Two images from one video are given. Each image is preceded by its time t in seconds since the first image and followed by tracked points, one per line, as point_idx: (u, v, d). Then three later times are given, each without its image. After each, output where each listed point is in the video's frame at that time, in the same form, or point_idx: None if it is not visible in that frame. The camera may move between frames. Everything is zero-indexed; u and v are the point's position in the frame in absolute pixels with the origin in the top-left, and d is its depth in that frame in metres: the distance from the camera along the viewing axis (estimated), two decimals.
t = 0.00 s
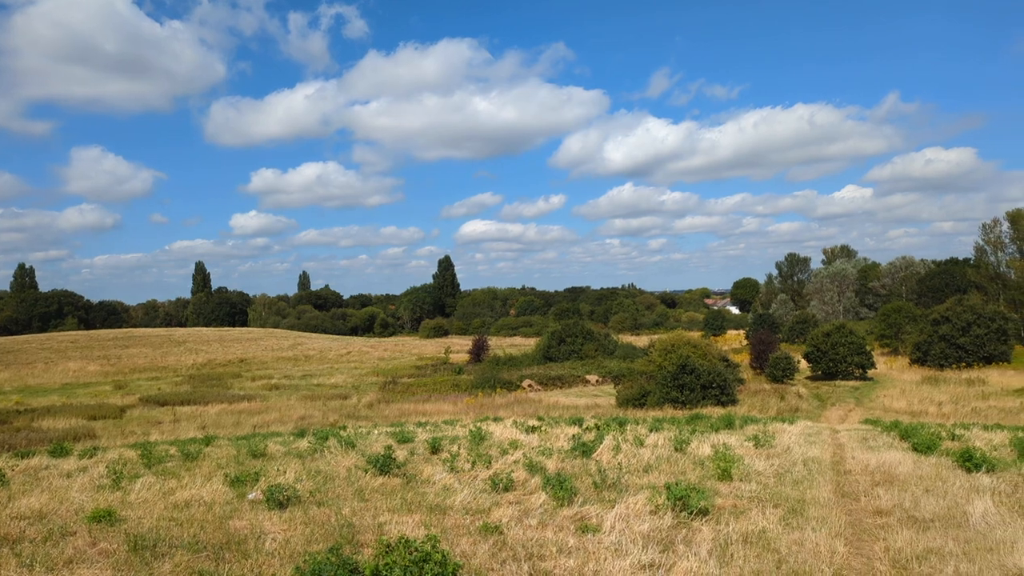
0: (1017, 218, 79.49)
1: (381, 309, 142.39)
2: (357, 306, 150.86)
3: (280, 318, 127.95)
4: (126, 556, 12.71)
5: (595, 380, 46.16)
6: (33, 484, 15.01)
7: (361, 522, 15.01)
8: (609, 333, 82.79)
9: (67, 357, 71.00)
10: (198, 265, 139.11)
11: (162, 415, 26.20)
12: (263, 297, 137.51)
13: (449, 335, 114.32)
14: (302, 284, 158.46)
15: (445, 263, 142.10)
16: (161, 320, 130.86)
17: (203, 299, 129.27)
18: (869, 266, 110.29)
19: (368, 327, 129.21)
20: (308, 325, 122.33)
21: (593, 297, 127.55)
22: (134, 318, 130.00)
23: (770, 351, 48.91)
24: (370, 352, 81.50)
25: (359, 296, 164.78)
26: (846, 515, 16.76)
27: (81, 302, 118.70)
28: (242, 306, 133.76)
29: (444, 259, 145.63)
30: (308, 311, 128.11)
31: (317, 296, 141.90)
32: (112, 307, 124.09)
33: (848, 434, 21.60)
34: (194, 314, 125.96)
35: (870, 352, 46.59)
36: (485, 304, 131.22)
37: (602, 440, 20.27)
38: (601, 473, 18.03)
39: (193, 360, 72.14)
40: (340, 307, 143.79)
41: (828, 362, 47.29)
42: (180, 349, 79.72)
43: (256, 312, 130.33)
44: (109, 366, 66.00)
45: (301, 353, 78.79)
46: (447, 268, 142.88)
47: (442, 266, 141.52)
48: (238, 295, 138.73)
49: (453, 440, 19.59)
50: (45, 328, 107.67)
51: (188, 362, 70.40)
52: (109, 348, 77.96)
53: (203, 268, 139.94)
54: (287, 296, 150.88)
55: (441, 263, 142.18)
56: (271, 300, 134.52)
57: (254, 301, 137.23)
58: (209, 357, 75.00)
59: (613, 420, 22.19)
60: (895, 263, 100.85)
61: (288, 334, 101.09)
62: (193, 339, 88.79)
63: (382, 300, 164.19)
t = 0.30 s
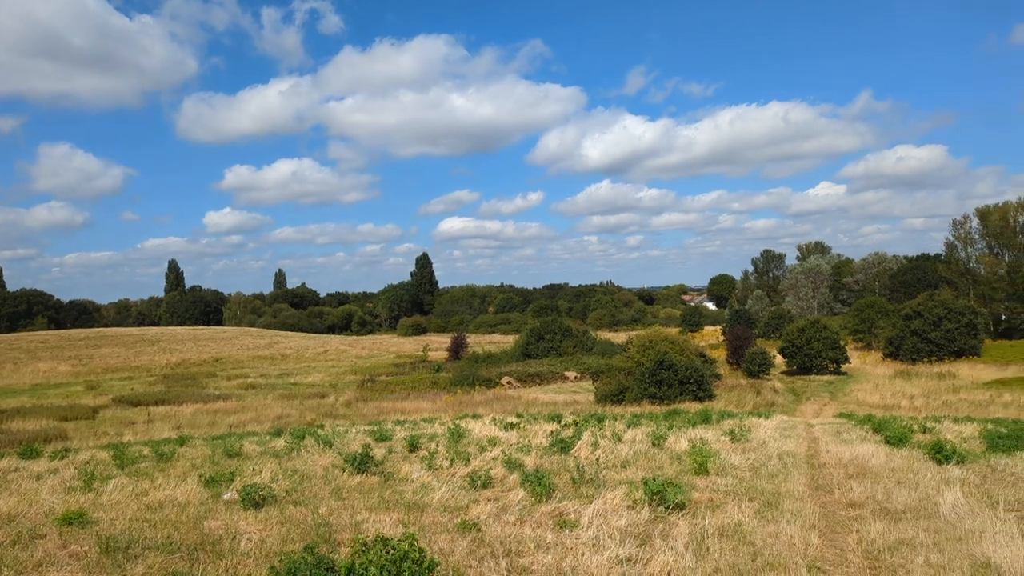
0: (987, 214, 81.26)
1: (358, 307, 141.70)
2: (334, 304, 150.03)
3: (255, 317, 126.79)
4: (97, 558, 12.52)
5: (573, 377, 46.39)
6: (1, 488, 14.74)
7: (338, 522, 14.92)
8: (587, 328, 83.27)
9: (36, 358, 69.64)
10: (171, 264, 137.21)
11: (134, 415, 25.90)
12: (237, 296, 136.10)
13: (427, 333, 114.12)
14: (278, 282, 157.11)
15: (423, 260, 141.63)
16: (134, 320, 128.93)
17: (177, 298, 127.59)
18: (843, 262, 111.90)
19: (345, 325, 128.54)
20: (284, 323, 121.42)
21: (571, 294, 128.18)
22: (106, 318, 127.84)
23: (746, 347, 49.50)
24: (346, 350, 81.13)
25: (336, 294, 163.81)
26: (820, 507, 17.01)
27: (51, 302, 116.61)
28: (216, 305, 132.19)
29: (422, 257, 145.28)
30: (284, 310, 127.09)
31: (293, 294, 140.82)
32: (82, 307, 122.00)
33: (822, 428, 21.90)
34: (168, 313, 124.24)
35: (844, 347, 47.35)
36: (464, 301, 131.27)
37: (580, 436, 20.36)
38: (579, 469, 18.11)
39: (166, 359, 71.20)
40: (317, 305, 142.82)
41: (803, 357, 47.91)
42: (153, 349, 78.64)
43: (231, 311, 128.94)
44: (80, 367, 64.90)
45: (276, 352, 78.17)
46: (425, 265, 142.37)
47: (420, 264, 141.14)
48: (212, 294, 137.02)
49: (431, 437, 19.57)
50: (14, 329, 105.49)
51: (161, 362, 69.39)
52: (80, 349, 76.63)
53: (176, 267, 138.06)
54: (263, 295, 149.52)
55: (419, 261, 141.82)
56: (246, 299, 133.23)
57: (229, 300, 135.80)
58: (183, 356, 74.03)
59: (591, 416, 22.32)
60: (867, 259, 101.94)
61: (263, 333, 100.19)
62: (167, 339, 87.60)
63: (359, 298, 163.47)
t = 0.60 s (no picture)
0: (958, 213, 82.67)
1: (336, 304, 140.85)
2: (312, 301, 149.03)
3: (231, 314, 125.51)
4: (66, 559, 12.34)
5: (552, 374, 46.52)
6: None
7: (314, 520, 14.84)
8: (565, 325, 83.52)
9: (5, 356, 68.25)
10: (145, 260, 135.22)
11: (106, 414, 25.50)
12: (213, 293, 134.62)
13: (405, 330, 113.81)
14: (254, 278, 155.62)
15: (401, 257, 141.15)
16: (106, 317, 126.86)
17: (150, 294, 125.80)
18: (818, 260, 113.12)
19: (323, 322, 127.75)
20: (261, 321, 120.34)
21: (550, 291, 128.63)
22: (77, 315, 125.60)
23: (723, 344, 49.97)
24: (324, 348, 80.67)
25: (314, 291, 162.67)
26: (794, 502, 17.22)
27: (20, 298, 114.24)
28: (190, 302, 130.53)
29: (400, 253, 144.81)
30: (261, 307, 125.96)
31: (269, 291, 139.73)
32: (53, 304, 119.69)
33: (797, 424, 22.18)
34: (141, 310, 122.50)
35: (819, 344, 47.94)
36: (442, 299, 131.16)
37: (558, 433, 20.43)
38: (557, 466, 18.17)
39: (140, 357, 70.21)
40: (294, 302, 141.84)
41: (779, 354, 48.42)
42: (126, 347, 77.50)
43: (207, 308, 127.58)
44: (50, 365, 63.72)
45: (252, 350, 77.46)
46: (403, 262, 141.87)
47: (398, 260, 140.67)
48: (187, 291, 135.25)
49: (409, 435, 19.52)
50: None
51: (134, 360, 68.38)
52: (51, 346, 75.24)
53: (150, 263, 136.12)
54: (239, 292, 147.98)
55: (397, 257, 141.30)
56: (222, 296, 131.83)
57: (204, 297, 134.22)
58: (157, 354, 73.07)
59: (569, 413, 22.39)
60: (843, 257, 102.79)
61: (239, 330, 99.20)
62: (141, 336, 86.31)
63: (337, 295, 162.58)
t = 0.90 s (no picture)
0: (927, 213, 84.13)
1: (310, 303, 139.68)
2: (286, 300, 147.68)
3: (203, 313, 123.86)
4: (29, 563, 12.10)
5: (528, 373, 46.63)
6: None
7: (286, 521, 14.72)
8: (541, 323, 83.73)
9: None
10: (114, 258, 132.77)
11: (73, 415, 25.03)
12: (184, 293, 132.73)
13: (380, 329, 113.24)
14: (226, 277, 153.65)
15: (376, 256, 140.42)
16: (74, 316, 124.32)
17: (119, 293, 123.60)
18: (790, 259, 114.85)
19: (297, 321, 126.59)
20: (233, 320, 118.95)
21: (526, 290, 128.96)
22: (43, 314, 122.88)
23: (697, 342, 50.44)
24: (298, 347, 79.96)
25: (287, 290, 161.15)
26: (766, 498, 17.44)
27: None
28: (161, 301, 128.58)
29: (376, 252, 144.05)
30: (233, 306, 124.47)
31: (242, 290, 138.14)
32: (18, 303, 116.95)
33: (770, 421, 22.47)
34: (111, 309, 120.32)
35: (790, 342, 48.77)
36: (418, 297, 130.89)
37: (534, 432, 20.49)
38: (532, 465, 18.21)
39: (108, 357, 68.93)
40: (267, 301, 140.44)
41: (752, 352, 48.98)
42: (94, 347, 76.02)
43: (178, 307, 125.66)
44: (16, 366, 62.30)
45: (224, 349, 76.50)
46: (378, 261, 141.13)
47: (374, 259, 139.94)
48: (157, 289, 133.19)
49: (383, 434, 19.44)
50: None
51: (103, 360, 67.18)
52: (17, 347, 73.55)
53: (119, 261, 133.70)
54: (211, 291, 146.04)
55: (372, 256, 140.49)
56: (193, 294, 130.02)
57: (175, 296, 132.24)
58: (126, 354, 71.80)
59: (545, 412, 22.45)
60: (814, 256, 105.84)
61: (211, 330, 97.90)
62: (110, 336, 84.77)
63: (311, 293, 161.27)
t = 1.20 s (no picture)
0: (903, 213, 85.04)
1: (290, 303, 138.63)
2: (265, 301, 146.49)
3: (180, 314, 122.48)
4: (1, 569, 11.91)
5: (510, 372, 46.67)
6: None
7: (265, 523, 14.61)
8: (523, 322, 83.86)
9: None
10: (89, 259, 130.88)
11: (49, 418, 24.68)
12: (161, 294, 131.27)
13: (360, 330, 112.70)
14: (204, 277, 152.04)
15: (357, 255, 139.75)
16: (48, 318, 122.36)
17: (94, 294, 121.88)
18: (769, 258, 115.99)
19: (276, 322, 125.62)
20: (211, 321, 117.76)
21: (508, 289, 129.05)
22: (17, 316, 120.81)
23: (678, 341, 50.79)
24: (278, 348, 79.38)
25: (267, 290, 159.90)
26: (746, 495, 17.59)
27: None
28: (138, 301, 127.03)
29: (356, 252, 143.33)
30: (211, 307, 123.21)
31: (220, 291, 136.79)
32: None
33: (750, 419, 22.67)
34: (86, 310, 118.61)
35: (770, 340, 49.26)
36: (398, 297, 130.47)
37: (515, 431, 20.51)
38: (513, 465, 18.23)
39: (84, 359, 67.93)
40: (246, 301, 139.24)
41: (733, 350, 49.38)
42: (69, 349, 74.88)
43: (154, 308, 124.10)
44: None
45: (202, 351, 75.74)
46: (359, 260, 140.46)
47: (354, 258, 139.27)
48: (134, 290, 131.48)
49: (364, 435, 19.37)
50: None
51: (78, 362, 66.24)
52: None
53: (94, 261, 131.85)
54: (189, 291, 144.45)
55: (352, 256, 139.78)
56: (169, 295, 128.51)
57: (152, 297, 130.61)
58: (102, 356, 70.82)
59: (527, 412, 22.48)
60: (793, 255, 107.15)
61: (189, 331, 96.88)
62: (86, 338, 83.58)
63: (291, 294, 160.09)
